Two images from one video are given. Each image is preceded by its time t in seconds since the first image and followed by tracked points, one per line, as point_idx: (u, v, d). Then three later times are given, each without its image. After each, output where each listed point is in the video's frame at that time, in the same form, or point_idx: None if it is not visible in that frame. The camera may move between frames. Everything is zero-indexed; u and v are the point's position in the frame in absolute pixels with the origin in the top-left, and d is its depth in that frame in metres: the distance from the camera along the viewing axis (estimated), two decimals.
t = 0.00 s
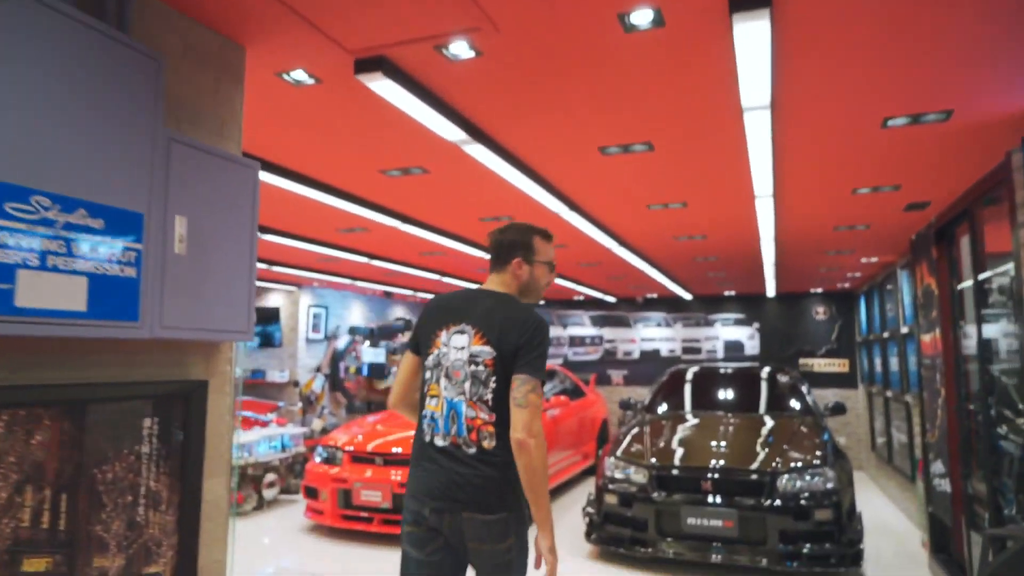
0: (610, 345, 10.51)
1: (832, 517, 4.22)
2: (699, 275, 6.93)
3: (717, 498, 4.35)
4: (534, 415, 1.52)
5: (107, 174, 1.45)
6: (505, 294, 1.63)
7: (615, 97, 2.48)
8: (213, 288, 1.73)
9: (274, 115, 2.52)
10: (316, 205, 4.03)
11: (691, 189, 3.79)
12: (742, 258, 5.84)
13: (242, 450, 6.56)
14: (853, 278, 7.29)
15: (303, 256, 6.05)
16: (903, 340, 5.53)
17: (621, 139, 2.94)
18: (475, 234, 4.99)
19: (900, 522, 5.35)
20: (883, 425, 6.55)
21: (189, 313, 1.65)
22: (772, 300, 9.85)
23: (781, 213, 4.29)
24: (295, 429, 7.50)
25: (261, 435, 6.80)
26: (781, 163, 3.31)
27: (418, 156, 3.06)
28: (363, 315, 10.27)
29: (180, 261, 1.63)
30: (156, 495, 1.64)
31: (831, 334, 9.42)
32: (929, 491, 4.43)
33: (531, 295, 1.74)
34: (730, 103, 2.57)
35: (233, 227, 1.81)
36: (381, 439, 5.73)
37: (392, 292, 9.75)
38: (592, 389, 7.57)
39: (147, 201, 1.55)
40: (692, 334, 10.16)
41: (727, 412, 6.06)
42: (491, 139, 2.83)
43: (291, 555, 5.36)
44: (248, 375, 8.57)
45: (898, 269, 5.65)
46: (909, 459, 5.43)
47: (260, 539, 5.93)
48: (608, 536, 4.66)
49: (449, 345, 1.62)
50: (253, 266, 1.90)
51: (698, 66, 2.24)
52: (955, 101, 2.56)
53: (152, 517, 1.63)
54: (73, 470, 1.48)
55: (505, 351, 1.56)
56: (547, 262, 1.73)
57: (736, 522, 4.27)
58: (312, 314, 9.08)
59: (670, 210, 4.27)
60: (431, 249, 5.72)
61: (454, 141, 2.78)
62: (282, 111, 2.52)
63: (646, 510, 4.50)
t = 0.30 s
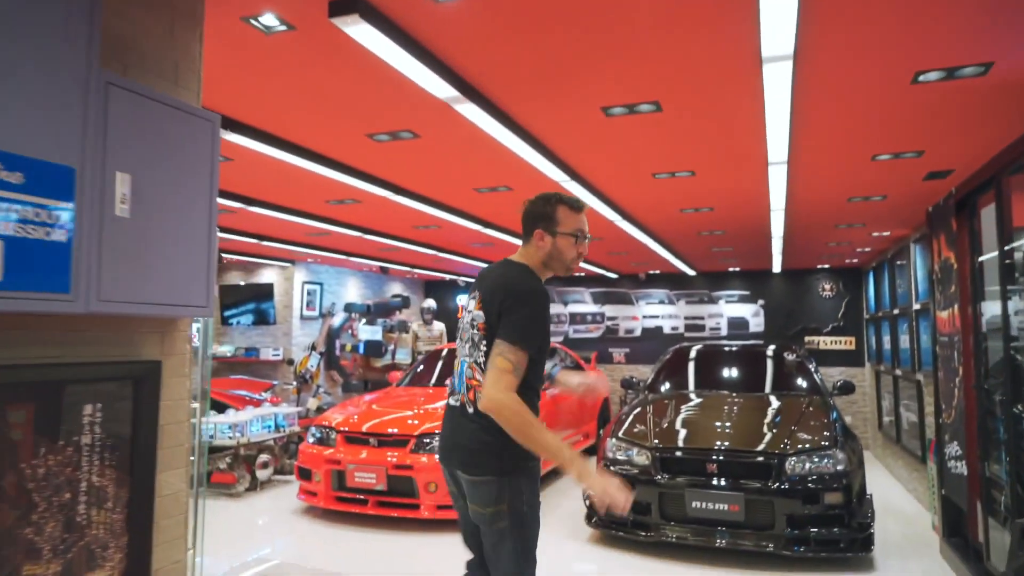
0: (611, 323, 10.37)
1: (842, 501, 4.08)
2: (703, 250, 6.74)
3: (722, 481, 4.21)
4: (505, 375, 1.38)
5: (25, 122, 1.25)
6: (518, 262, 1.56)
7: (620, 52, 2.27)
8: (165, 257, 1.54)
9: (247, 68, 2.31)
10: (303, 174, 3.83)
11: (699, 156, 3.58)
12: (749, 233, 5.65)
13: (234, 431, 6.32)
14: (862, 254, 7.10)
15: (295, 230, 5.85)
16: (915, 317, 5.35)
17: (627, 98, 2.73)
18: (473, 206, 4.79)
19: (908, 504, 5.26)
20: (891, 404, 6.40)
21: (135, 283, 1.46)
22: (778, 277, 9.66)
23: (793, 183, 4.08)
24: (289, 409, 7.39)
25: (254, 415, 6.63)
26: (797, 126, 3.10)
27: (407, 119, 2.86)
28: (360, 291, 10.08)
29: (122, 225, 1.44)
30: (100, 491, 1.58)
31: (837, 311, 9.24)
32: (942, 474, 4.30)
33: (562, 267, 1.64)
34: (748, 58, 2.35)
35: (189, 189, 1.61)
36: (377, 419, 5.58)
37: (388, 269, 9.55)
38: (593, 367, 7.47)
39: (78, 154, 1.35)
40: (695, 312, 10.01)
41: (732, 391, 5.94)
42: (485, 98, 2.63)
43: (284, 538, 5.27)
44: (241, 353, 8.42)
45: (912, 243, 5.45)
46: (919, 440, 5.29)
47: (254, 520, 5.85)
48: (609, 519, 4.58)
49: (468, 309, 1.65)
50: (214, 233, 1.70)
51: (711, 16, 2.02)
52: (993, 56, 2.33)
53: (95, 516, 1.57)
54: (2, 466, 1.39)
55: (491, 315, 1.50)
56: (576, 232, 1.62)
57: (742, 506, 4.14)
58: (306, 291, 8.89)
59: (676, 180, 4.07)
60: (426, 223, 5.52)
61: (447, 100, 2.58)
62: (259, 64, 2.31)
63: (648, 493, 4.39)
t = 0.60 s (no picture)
0: (613, 309, 10.23)
1: (854, 494, 3.91)
2: (708, 233, 6.54)
3: (727, 474, 4.04)
4: (462, 351, 1.50)
5: None
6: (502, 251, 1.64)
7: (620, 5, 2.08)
8: (101, 230, 1.37)
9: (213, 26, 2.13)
10: (287, 150, 3.61)
11: (706, 130, 3.37)
12: (756, 215, 5.46)
13: (224, 421, 6.17)
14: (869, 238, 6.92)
15: (284, 212, 5.64)
16: (928, 302, 5.17)
17: (632, 61, 2.51)
18: (469, 186, 4.59)
19: (918, 495, 5.09)
20: (900, 392, 6.24)
21: (65, 259, 1.29)
22: (783, 261, 9.48)
23: (805, 159, 3.87)
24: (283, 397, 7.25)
25: (246, 404, 6.48)
26: (814, 95, 2.89)
27: (391, 85, 2.67)
28: (355, 276, 9.88)
29: (46, 194, 1.26)
30: (19, 507, 1.37)
31: (844, 296, 9.05)
32: (957, 466, 4.12)
33: (550, 248, 1.65)
34: (765, 14, 2.15)
35: (127, 153, 1.44)
36: (371, 409, 5.40)
37: (384, 253, 9.34)
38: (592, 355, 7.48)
39: None
40: (699, 297, 9.85)
41: (736, 379, 5.78)
42: (473, 62, 2.45)
43: (275, 530, 5.15)
44: (233, 340, 8.24)
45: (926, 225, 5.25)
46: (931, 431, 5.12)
47: (246, 511, 5.72)
48: (610, 512, 4.42)
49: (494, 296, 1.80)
50: (159, 202, 1.54)
51: None
52: None
53: (14, 537, 1.36)
54: None
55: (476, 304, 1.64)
56: (556, 212, 1.62)
57: (750, 501, 3.96)
58: (300, 276, 8.68)
59: (682, 156, 3.86)
60: (420, 205, 5.32)
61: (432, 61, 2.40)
62: (227, 16, 2.09)
63: (650, 486, 4.23)
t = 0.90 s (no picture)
0: (615, 298, 10.09)
1: (866, 492, 3.75)
2: (713, 221, 6.35)
3: (732, 470, 3.89)
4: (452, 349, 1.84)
5: None
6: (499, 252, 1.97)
7: None
8: (19, 191, 1.30)
9: None
10: (272, 129, 3.42)
11: (716, 107, 3.18)
12: (765, 201, 5.29)
13: (214, 413, 6.00)
14: (878, 227, 6.75)
15: (276, 197, 5.44)
16: (940, 292, 5.00)
17: (640, 28, 2.31)
18: (467, 170, 4.40)
19: (929, 490, 4.95)
20: (909, 384, 6.10)
21: None
22: (788, 250, 9.32)
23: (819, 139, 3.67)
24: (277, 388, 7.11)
25: (238, 396, 6.33)
26: (831, 71, 2.71)
27: (381, 55, 2.49)
28: (351, 265, 9.70)
29: None
30: None
31: (851, 286, 8.90)
32: (974, 462, 3.96)
33: (534, 243, 1.93)
34: None
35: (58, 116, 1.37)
36: (367, 401, 5.22)
37: (381, 242, 9.15)
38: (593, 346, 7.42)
39: None
40: (702, 287, 9.71)
41: (742, 370, 5.63)
42: (470, 27, 2.26)
43: (267, 525, 5.01)
44: (226, 330, 8.06)
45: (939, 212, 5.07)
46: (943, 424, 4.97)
47: (238, 505, 5.58)
48: (613, 509, 4.27)
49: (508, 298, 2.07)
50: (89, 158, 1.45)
51: None
52: None
53: None
54: None
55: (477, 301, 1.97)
56: (534, 211, 1.91)
57: (758, 498, 3.81)
58: (294, 265, 8.49)
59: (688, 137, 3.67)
60: (417, 190, 5.14)
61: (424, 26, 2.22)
62: None
63: (655, 482, 4.07)
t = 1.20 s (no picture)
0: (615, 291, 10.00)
1: (880, 493, 3.62)
2: (717, 212, 6.21)
3: (739, 471, 3.75)
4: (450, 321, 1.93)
5: None
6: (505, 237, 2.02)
7: None
8: None
9: None
10: (258, 113, 3.25)
11: (727, 90, 3.02)
12: (771, 192, 5.16)
13: (204, 411, 5.88)
14: (885, 219, 6.62)
15: (267, 187, 5.27)
16: (951, 285, 4.87)
17: (651, 3, 2.16)
18: (465, 159, 4.25)
19: (939, 489, 4.84)
20: (916, 378, 5.98)
21: None
22: (792, 242, 9.21)
23: (833, 125, 3.51)
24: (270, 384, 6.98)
25: (230, 392, 6.20)
26: (850, 55, 2.56)
27: (373, 33, 2.34)
28: (347, 257, 9.53)
29: None
30: None
31: (856, 279, 8.81)
32: (990, 462, 3.83)
33: (533, 229, 1.96)
34: None
35: None
36: (362, 398, 5.07)
37: (378, 234, 8.98)
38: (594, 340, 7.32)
39: None
40: (705, 280, 9.60)
41: (746, 364, 5.51)
42: None
43: (260, 524, 4.89)
44: (219, 324, 7.90)
45: (951, 203, 4.92)
46: (953, 421, 4.85)
47: (231, 504, 5.46)
48: (615, 509, 4.13)
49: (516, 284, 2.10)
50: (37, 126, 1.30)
51: None
52: None
53: None
54: None
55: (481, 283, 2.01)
56: (530, 197, 1.94)
57: (767, 499, 3.67)
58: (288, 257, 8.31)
59: (696, 123, 3.52)
60: (414, 180, 4.99)
61: None
62: None
63: (660, 482, 3.93)
